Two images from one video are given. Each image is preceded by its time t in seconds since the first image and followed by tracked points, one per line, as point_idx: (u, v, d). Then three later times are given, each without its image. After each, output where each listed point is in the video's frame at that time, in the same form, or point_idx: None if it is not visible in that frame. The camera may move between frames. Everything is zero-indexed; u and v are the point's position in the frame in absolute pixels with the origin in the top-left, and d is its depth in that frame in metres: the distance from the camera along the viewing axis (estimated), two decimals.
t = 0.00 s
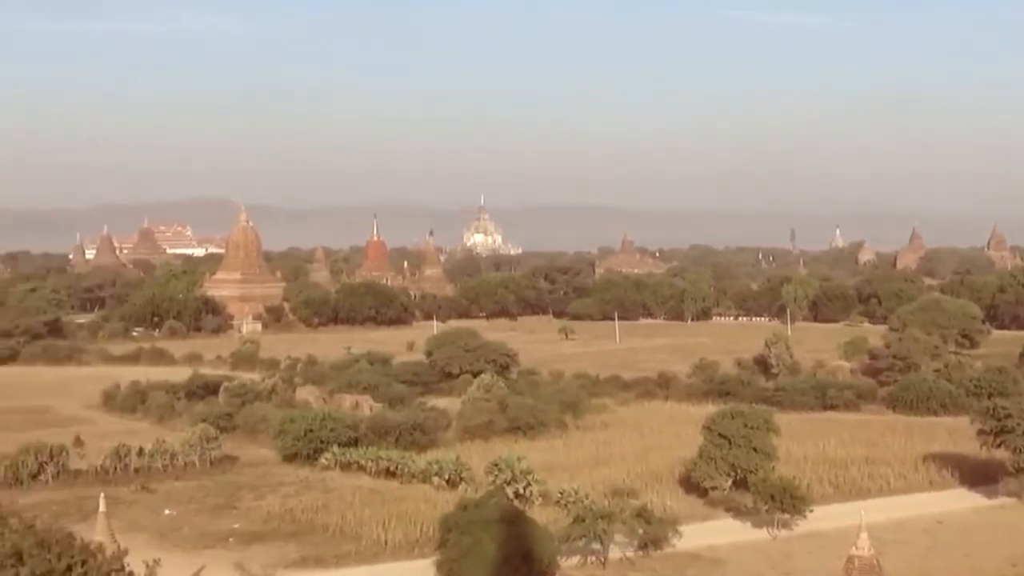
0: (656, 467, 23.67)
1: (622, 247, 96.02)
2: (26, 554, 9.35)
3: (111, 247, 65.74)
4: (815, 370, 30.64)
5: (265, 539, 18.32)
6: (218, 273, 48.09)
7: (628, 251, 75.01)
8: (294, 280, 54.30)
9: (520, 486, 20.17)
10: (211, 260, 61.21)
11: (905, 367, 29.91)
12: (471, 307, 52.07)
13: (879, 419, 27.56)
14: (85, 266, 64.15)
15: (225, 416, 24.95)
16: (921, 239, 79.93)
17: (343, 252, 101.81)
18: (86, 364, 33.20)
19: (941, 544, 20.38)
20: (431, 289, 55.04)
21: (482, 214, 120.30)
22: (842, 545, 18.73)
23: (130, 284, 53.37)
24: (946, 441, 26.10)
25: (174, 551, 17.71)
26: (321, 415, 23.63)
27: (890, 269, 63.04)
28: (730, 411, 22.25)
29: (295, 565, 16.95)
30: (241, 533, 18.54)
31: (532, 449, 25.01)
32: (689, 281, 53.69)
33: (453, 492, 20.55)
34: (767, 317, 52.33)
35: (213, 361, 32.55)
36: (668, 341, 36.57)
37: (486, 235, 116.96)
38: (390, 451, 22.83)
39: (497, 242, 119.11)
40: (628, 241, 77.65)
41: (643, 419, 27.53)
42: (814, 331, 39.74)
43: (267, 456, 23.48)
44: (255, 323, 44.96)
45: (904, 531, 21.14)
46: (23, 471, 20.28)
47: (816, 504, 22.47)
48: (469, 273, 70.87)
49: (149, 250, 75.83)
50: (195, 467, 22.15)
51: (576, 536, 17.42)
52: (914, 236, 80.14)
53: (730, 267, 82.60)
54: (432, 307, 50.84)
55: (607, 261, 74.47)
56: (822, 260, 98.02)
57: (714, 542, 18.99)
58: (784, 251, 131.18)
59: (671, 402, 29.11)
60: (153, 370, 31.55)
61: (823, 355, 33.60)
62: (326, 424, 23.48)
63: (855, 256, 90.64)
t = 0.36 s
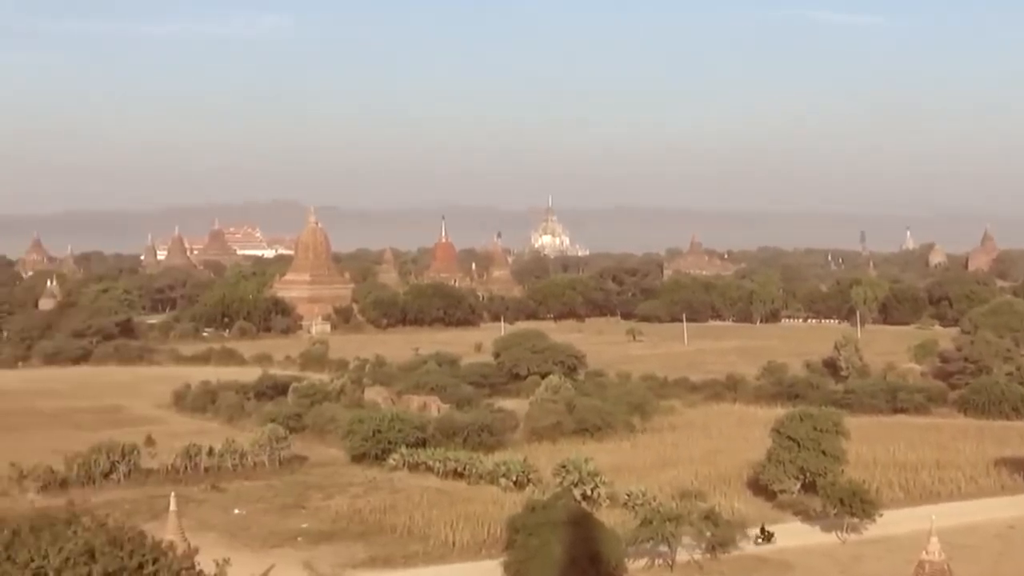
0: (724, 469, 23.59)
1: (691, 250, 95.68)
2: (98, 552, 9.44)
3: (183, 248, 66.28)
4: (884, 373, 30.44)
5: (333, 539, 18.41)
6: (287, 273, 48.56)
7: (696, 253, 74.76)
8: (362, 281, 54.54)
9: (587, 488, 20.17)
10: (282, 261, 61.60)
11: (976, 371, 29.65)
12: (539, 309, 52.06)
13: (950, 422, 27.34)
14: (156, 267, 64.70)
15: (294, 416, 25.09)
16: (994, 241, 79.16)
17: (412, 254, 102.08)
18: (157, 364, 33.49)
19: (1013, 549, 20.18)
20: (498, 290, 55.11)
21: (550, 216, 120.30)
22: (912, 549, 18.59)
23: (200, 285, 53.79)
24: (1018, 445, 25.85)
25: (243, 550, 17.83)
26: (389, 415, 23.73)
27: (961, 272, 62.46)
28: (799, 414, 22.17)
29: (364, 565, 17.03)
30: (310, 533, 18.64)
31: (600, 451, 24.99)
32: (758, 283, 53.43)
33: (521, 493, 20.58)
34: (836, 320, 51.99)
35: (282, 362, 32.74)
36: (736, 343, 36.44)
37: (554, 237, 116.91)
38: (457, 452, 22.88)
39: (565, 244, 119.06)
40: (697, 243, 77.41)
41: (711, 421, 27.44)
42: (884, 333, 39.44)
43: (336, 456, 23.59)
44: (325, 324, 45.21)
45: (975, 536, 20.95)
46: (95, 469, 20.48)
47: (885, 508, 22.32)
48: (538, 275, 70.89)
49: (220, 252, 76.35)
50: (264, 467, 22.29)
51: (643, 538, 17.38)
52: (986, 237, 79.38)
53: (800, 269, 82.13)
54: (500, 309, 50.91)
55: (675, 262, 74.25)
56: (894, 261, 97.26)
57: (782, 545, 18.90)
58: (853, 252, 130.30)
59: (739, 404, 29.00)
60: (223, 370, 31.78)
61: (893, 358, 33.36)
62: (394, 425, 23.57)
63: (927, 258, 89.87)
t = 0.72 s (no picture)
0: (793, 472, 23.46)
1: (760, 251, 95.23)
2: (170, 550, 9.54)
3: (253, 249, 66.74)
4: (956, 375, 30.18)
5: (401, 539, 18.47)
6: (355, 275, 48.95)
7: (766, 254, 74.43)
8: (431, 282, 54.72)
9: (655, 490, 20.13)
10: (351, 262, 61.91)
11: None
12: (607, 310, 51.99)
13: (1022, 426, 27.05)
14: (226, 268, 65.17)
15: (363, 416, 25.20)
16: None
17: (480, 254, 102.14)
18: (227, 364, 33.76)
19: None
20: (566, 291, 55.11)
21: (619, 217, 120.12)
22: (985, 554, 18.41)
23: (270, 285, 54.16)
24: None
25: (312, 550, 17.93)
26: (457, 416, 23.78)
27: None
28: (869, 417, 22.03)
29: (432, 566, 17.08)
30: (379, 533, 18.72)
31: (668, 453, 24.94)
32: (827, 285, 53.12)
33: (589, 495, 20.57)
34: (907, 322, 51.61)
35: (351, 363, 32.88)
36: (806, 346, 36.24)
37: (623, 238, 116.68)
38: (525, 453, 22.90)
39: (634, 245, 118.87)
40: (766, 244, 77.07)
41: (780, 424, 27.31)
42: (955, 336, 39.09)
43: (404, 457, 23.67)
44: (393, 325, 45.40)
45: None
46: (166, 468, 20.67)
47: (956, 512, 22.11)
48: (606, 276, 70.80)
49: (289, 252, 76.83)
50: (333, 467, 22.40)
51: (712, 541, 17.30)
52: None
53: (870, 270, 81.58)
54: (568, 310, 50.91)
55: (745, 264, 73.97)
56: (967, 263, 96.39)
57: (852, 550, 18.77)
58: (925, 254, 129.19)
59: (808, 406, 28.85)
60: (292, 370, 31.99)
61: (965, 361, 33.06)
62: (462, 426, 23.62)
63: (1000, 259, 88.97)
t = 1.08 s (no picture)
0: (864, 476, 23.30)
1: (832, 254, 94.66)
2: (241, 549, 9.64)
3: (323, 251, 67.07)
4: None
5: (471, 540, 18.51)
6: (426, 276, 49.17)
7: (838, 256, 73.99)
8: (501, 284, 54.80)
9: (725, 493, 20.05)
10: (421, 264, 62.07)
11: None
12: (677, 312, 51.88)
13: None
14: (297, 269, 65.59)
15: (432, 417, 25.28)
16: None
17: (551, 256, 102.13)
18: (298, 364, 33.98)
19: None
20: (636, 293, 55.02)
21: (689, 220, 119.75)
22: None
23: (340, 286, 54.43)
24: None
25: (383, 549, 18.02)
26: (526, 418, 23.80)
27: None
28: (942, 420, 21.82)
29: (501, 567, 17.11)
30: (448, 534, 18.77)
31: (738, 455, 24.84)
32: (900, 287, 52.74)
33: (658, 497, 20.51)
34: (981, 325, 51.15)
35: (421, 364, 32.99)
36: (878, 348, 35.99)
37: (693, 240, 116.32)
38: (595, 455, 22.88)
39: (704, 247, 118.48)
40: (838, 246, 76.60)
41: (851, 427, 27.13)
42: None
43: (473, 458, 23.72)
44: (463, 327, 45.52)
45: None
46: (237, 468, 20.83)
47: None
48: (676, 278, 70.66)
49: (360, 253, 77.17)
50: (402, 467, 22.48)
51: (782, 544, 17.17)
52: None
53: (944, 272, 80.88)
54: (638, 312, 50.84)
55: (816, 266, 73.55)
56: None
57: (925, 555, 18.59)
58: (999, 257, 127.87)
59: (880, 410, 28.64)
60: (362, 371, 32.15)
61: None
62: (530, 428, 23.62)
63: None
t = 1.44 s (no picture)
0: (939, 481, 23.08)
1: (907, 257, 93.88)
2: (313, 549, 9.66)
3: (395, 252, 67.29)
4: None
5: (541, 542, 18.50)
6: (497, 278, 49.27)
7: (912, 258, 73.37)
8: (572, 286, 54.76)
9: (797, 497, 19.91)
10: (493, 266, 62.12)
11: None
12: (749, 315, 51.62)
13: None
14: (370, 271, 65.89)
15: (504, 419, 25.30)
16: None
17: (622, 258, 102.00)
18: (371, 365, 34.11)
19: None
20: (708, 295, 54.82)
21: (762, 222, 119.19)
22: None
23: (412, 288, 54.61)
24: None
25: (454, 550, 18.05)
26: (598, 420, 23.76)
27: None
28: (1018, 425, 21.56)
29: (572, 569, 17.09)
30: (519, 535, 18.78)
31: (811, 459, 24.69)
32: (975, 290, 52.20)
33: (730, 501, 20.41)
34: None
35: (493, 365, 33.03)
36: (953, 352, 35.64)
37: (766, 242, 115.81)
38: (667, 458, 22.79)
39: (777, 250, 117.88)
40: (912, 249, 75.96)
41: (926, 431, 26.89)
42: None
43: (544, 460, 23.71)
44: (534, 328, 45.53)
45: None
46: (310, 468, 20.94)
47: None
48: (748, 281, 70.32)
49: (432, 255, 77.37)
50: (474, 469, 22.50)
51: (855, 549, 17.02)
52: None
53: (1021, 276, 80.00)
54: (710, 314, 50.65)
55: (890, 269, 72.96)
56: None
57: (1000, 561, 18.38)
58: None
59: (955, 414, 28.37)
60: (434, 372, 32.25)
61: None
62: (602, 430, 23.58)
63: None
